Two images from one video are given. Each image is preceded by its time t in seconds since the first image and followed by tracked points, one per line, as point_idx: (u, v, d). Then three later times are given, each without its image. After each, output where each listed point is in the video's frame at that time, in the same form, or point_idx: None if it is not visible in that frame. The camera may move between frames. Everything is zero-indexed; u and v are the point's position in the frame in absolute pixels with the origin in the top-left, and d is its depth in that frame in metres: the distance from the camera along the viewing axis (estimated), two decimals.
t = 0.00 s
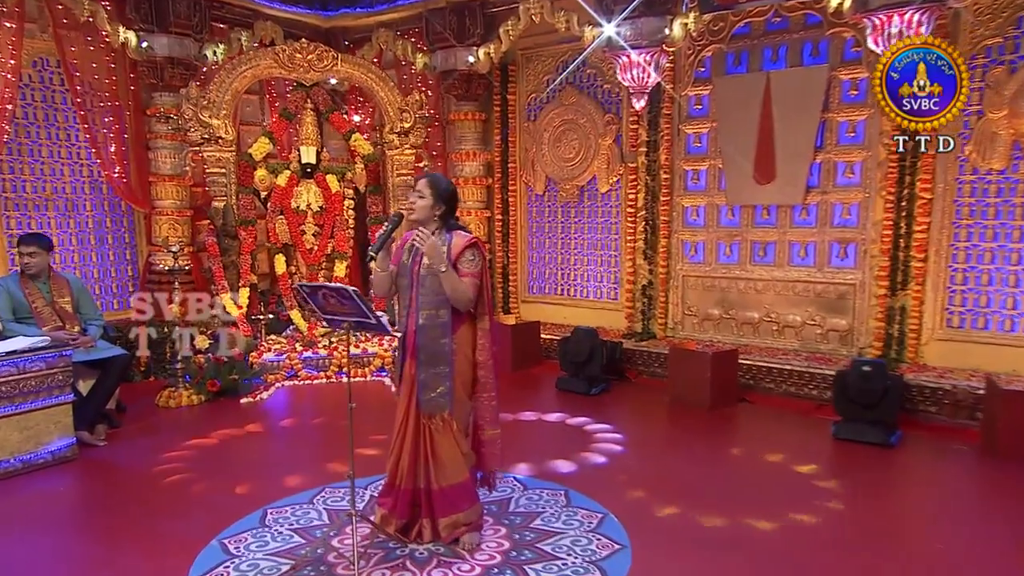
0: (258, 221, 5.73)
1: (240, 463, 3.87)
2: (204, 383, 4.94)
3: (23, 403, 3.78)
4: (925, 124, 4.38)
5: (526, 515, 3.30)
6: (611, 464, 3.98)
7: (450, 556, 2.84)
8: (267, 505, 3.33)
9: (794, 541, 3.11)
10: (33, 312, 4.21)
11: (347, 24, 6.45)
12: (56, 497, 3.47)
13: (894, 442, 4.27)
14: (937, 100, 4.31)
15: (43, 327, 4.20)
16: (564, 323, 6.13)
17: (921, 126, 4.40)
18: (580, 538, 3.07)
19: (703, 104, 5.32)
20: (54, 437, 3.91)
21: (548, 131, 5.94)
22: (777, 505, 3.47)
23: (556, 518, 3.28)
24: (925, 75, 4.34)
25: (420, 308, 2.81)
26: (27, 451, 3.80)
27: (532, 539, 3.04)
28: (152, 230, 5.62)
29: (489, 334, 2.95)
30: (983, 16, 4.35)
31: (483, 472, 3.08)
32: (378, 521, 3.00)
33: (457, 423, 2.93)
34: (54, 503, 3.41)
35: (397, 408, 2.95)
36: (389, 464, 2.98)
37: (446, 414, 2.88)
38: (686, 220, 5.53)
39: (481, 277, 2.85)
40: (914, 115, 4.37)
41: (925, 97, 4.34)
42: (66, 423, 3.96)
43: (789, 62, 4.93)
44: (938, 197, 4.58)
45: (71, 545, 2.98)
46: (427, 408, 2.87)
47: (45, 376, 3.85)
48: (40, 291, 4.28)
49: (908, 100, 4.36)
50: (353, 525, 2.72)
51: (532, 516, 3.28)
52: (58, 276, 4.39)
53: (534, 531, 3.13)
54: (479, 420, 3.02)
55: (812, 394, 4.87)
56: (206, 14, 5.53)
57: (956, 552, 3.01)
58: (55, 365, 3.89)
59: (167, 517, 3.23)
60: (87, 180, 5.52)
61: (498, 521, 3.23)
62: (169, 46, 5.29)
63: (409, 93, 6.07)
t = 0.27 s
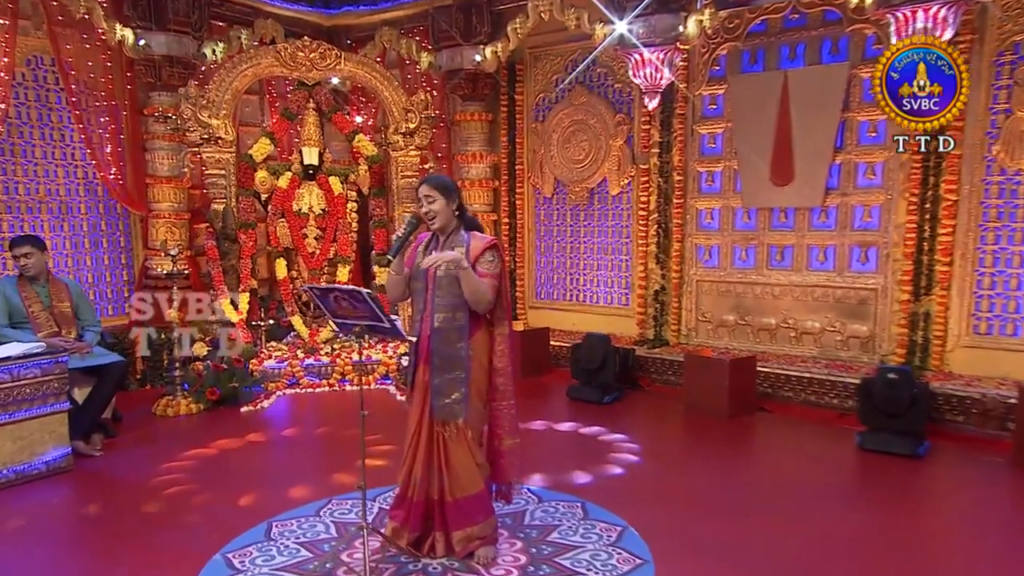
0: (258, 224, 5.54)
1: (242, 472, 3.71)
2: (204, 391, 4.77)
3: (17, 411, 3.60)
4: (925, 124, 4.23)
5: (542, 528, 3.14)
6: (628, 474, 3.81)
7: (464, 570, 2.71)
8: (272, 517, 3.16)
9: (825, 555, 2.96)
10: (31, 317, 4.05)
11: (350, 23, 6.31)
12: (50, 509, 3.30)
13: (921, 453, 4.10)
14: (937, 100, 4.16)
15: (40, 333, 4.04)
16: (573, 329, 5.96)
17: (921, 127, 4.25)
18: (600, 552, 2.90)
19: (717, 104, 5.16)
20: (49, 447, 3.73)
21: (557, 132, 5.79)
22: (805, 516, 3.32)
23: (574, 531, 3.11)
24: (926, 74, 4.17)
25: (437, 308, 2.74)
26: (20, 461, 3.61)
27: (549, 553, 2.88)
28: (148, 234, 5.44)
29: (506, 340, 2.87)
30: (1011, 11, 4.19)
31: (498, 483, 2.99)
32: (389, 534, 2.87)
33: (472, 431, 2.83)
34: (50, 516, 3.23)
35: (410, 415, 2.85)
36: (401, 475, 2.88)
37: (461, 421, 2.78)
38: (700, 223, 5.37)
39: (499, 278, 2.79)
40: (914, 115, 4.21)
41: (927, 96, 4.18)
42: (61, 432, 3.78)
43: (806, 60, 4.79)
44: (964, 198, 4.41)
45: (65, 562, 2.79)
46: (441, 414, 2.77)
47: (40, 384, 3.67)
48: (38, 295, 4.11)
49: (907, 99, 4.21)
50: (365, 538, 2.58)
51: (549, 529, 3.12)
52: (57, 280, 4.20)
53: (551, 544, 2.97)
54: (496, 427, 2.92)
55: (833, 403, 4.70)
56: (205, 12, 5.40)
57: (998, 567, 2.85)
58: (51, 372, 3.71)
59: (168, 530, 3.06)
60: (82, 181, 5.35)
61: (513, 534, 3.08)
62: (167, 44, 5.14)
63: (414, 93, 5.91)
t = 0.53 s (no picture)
0: (258, 231, 5.39)
1: (243, 487, 3.54)
2: (203, 403, 4.58)
3: (10, 424, 3.41)
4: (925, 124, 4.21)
5: (559, 546, 2.97)
6: (647, 488, 3.65)
7: None
8: (276, 534, 2.99)
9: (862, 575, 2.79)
10: (24, 326, 3.88)
11: (353, 25, 6.19)
12: (43, 526, 3.12)
13: (950, 467, 3.92)
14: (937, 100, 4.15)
15: (33, 343, 3.87)
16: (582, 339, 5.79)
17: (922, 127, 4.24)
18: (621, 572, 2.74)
19: (732, 108, 5.03)
20: (44, 461, 3.54)
21: (566, 137, 5.65)
22: (837, 532, 3.16)
23: (592, 549, 2.95)
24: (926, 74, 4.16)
25: (450, 316, 2.60)
26: (14, 476, 3.43)
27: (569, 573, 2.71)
28: (145, 241, 5.27)
29: (522, 349, 2.72)
30: None
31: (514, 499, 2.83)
32: (401, 551, 2.71)
33: (489, 444, 2.68)
34: (42, 534, 3.05)
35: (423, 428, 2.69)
36: (414, 488, 2.71)
37: (477, 434, 2.63)
38: (714, 230, 5.22)
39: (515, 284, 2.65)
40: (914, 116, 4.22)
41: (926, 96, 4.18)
42: (57, 446, 3.59)
43: (824, 62, 4.66)
44: (991, 204, 4.25)
45: None
46: (456, 427, 2.62)
47: (35, 396, 3.49)
48: (33, 303, 3.94)
49: (907, 100, 4.22)
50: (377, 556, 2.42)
51: (566, 547, 2.95)
52: (52, 288, 4.03)
53: (570, 564, 2.80)
54: (511, 439, 2.76)
55: (855, 416, 4.53)
56: (205, 13, 5.28)
57: None
58: (46, 384, 3.53)
59: (168, 549, 2.87)
60: (77, 187, 5.18)
61: (529, 553, 2.91)
62: (166, 46, 5.01)
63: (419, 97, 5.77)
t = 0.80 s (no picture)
0: (258, 239, 5.25)
1: (246, 501, 3.39)
2: (202, 416, 4.43)
3: (6, 437, 3.25)
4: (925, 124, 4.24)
5: (575, 564, 2.82)
6: (664, 503, 3.50)
7: None
8: (281, 551, 2.84)
9: None
10: (18, 335, 3.73)
11: (355, 29, 6.09)
12: (37, 543, 2.97)
13: (977, 483, 3.75)
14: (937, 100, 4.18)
15: (28, 353, 3.72)
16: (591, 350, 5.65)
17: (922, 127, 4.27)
18: None
19: (745, 113, 4.92)
20: (40, 476, 3.38)
21: (573, 143, 5.54)
22: (868, 550, 3.00)
23: (610, 566, 2.80)
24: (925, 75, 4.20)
25: (463, 325, 2.48)
26: (9, 491, 3.26)
27: None
28: (141, 249, 5.14)
29: (535, 361, 2.58)
30: None
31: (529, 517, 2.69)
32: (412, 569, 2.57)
33: (503, 458, 2.54)
34: (36, 551, 2.90)
35: (434, 443, 2.57)
36: (426, 504, 2.58)
37: (491, 449, 2.50)
38: (726, 237, 5.09)
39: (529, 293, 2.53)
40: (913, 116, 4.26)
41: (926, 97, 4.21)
42: (54, 459, 3.44)
43: (841, 65, 4.54)
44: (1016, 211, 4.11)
45: None
46: (469, 441, 2.49)
47: (31, 408, 3.34)
48: (27, 313, 3.80)
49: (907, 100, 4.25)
50: None
51: (583, 565, 2.81)
52: (47, 297, 3.90)
53: None
54: (523, 454, 2.62)
55: (875, 429, 4.37)
56: (205, 16, 5.17)
57: None
58: (42, 396, 3.39)
59: (167, 567, 2.72)
60: (71, 194, 5.05)
61: (545, 572, 2.76)
62: (165, 50, 4.90)
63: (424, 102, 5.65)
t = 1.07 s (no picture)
0: (258, 248, 5.08)
1: (245, 522, 3.20)
2: (199, 432, 4.23)
3: None
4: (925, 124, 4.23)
5: None
6: (684, 521, 3.32)
7: None
8: None
9: None
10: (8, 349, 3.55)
11: (357, 34, 5.96)
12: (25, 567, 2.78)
13: (1011, 502, 3.58)
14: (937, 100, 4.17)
15: (19, 367, 3.55)
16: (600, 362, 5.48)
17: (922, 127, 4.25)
18: None
19: (759, 119, 4.78)
20: (32, 496, 3.20)
21: (582, 150, 5.40)
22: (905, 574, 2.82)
23: None
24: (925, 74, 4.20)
25: (479, 337, 2.31)
26: None
27: None
28: (136, 259, 4.96)
29: (553, 375, 2.41)
30: None
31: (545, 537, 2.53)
32: None
33: (520, 476, 2.38)
34: None
35: (447, 461, 2.40)
36: (439, 524, 2.41)
37: (507, 466, 2.33)
38: (741, 246, 4.94)
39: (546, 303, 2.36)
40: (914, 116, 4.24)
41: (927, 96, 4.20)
42: (46, 477, 3.25)
43: (859, 69, 4.41)
44: None
45: None
46: (484, 459, 2.31)
47: (23, 423, 3.16)
48: (16, 325, 3.60)
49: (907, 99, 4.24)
50: None
51: None
52: (37, 309, 3.71)
53: None
54: (539, 472, 2.44)
55: (898, 445, 4.19)
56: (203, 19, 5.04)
57: None
58: (35, 410, 3.20)
59: None
60: (64, 202, 4.88)
61: None
62: (161, 54, 4.73)
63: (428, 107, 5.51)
